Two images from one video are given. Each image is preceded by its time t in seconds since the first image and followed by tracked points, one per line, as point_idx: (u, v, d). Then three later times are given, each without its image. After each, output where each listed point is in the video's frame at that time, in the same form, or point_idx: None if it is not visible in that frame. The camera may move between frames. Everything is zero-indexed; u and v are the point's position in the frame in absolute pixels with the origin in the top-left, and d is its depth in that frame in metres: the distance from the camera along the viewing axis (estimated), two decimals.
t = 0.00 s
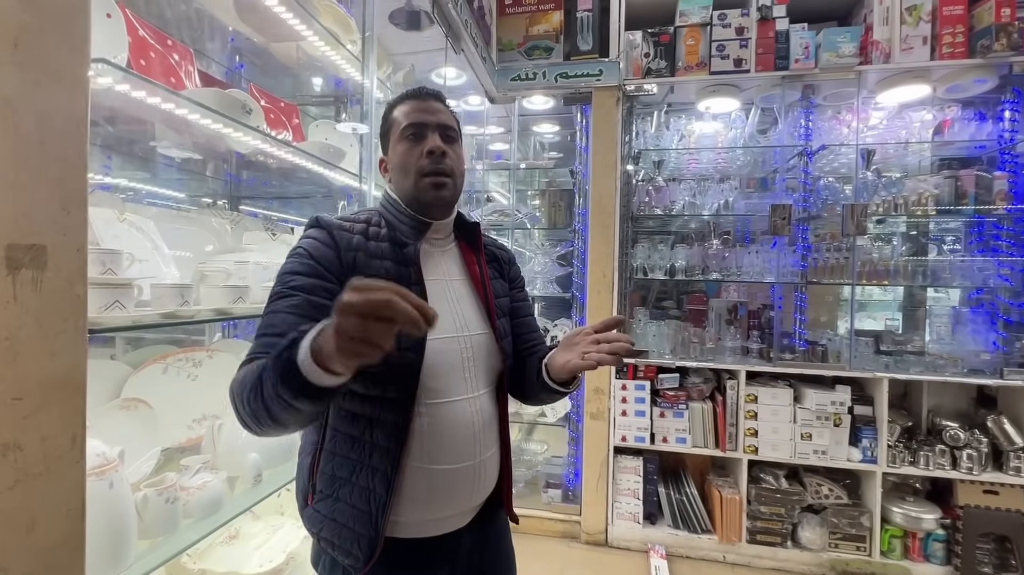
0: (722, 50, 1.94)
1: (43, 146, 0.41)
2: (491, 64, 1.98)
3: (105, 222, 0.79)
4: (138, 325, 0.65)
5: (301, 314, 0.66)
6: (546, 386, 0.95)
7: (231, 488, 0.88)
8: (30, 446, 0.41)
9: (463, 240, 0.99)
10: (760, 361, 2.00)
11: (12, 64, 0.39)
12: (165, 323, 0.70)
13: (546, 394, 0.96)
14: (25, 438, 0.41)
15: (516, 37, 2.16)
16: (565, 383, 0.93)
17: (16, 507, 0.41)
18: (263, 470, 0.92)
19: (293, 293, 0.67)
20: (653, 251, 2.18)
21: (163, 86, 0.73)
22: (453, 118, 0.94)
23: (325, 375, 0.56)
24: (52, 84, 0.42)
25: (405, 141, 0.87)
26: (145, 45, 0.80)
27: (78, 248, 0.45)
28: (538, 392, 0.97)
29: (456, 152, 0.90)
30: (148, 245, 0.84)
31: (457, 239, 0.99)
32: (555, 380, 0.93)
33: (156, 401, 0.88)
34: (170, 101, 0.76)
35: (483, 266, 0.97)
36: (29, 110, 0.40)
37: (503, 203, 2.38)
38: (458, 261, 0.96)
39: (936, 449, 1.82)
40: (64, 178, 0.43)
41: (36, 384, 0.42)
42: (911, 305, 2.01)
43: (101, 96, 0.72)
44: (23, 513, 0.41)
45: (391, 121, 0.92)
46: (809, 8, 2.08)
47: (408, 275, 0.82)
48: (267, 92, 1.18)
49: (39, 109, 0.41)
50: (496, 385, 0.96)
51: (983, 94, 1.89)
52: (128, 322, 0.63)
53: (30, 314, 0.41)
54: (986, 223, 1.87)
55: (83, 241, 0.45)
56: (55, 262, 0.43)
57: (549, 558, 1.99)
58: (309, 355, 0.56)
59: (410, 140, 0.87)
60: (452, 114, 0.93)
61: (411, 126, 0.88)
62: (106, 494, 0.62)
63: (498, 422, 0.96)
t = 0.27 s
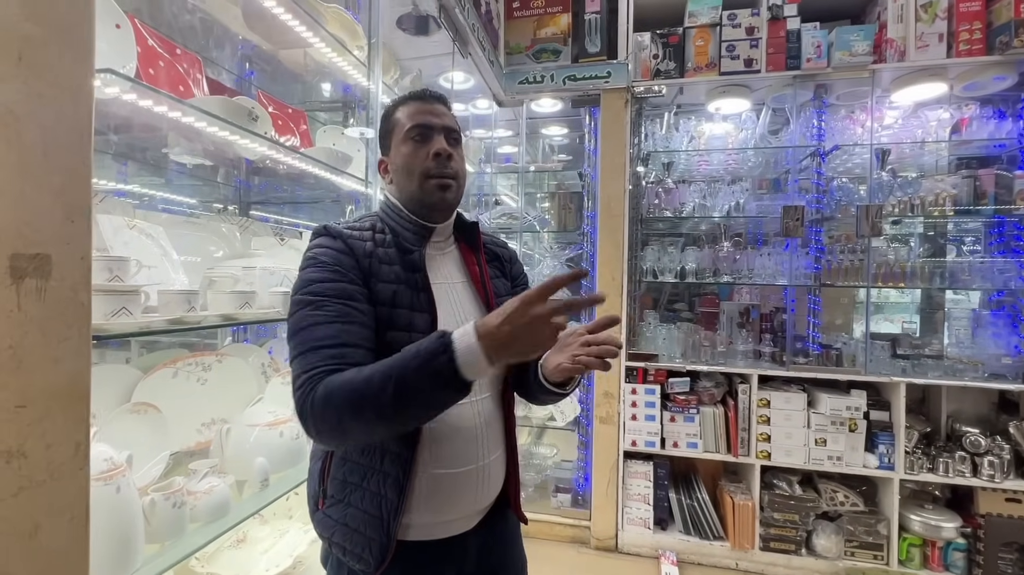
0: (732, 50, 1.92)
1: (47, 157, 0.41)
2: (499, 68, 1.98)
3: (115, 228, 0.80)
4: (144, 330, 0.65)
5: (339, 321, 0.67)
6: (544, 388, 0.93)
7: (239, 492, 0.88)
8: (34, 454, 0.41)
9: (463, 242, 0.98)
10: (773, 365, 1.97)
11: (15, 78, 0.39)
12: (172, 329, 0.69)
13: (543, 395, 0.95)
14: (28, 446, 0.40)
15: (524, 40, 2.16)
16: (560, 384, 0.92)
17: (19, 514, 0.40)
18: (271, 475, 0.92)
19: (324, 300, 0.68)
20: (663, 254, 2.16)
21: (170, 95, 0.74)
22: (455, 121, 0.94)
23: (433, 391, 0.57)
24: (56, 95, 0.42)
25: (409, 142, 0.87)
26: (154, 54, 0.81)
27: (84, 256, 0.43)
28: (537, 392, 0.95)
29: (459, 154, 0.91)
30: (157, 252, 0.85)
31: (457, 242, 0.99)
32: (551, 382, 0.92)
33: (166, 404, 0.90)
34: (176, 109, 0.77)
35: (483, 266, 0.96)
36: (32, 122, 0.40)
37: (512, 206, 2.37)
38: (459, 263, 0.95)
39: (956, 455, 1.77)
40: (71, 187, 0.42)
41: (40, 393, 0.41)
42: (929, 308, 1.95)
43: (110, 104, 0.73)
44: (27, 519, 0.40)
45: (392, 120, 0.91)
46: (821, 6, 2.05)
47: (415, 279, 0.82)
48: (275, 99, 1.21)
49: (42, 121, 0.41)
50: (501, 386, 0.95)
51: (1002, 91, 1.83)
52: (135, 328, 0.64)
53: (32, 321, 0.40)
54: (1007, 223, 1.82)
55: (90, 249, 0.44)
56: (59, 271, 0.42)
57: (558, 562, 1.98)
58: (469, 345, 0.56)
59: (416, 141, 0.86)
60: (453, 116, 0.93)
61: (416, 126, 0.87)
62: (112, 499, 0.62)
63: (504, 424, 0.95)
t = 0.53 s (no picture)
0: (737, 51, 1.91)
1: (50, 163, 0.41)
2: (502, 71, 1.99)
3: (121, 233, 0.81)
4: (149, 333, 0.66)
5: (364, 312, 0.67)
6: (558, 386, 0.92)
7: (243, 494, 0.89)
8: (36, 455, 0.40)
9: (479, 245, 0.99)
10: (780, 367, 1.95)
11: (18, 85, 0.39)
12: (176, 331, 0.70)
13: (557, 394, 0.94)
14: (31, 447, 0.40)
15: (528, 43, 2.16)
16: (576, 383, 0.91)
17: (22, 515, 0.40)
18: (275, 476, 0.92)
19: (349, 291, 0.69)
20: (668, 256, 2.15)
21: (174, 101, 0.75)
22: (478, 130, 0.93)
23: (462, 374, 0.56)
24: (59, 101, 0.41)
25: (428, 150, 0.88)
26: (159, 61, 0.83)
27: (86, 260, 0.44)
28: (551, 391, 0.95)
29: (476, 167, 0.90)
30: (162, 255, 0.86)
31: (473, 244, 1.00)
32: (568, 381, 0.92)
33: (170, 405, 0.91)
34: (180, 115, 0.78)
35: (499, 269, 0.97)
36: (35, 129, 0.40)
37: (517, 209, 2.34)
38: (477, 266, 0.96)
39: (967, 459, 1.74)
40: (73, 193, 0.42)
41: (42, 395, 0.41)
42: (939, 309, 1.92)
43: (116, 110, 0.74)
44: (29, 520, 0.40)
45: (416, 130, 0.92)
46: (827, 6, 2.04)
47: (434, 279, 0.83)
48: (279, 104, 1.23)
49: (45, 128, 0.40)
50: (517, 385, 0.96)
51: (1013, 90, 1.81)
52: (139, 330, 0.64)
53: (35, 324, 0.40)
54: (1019, 223, 1.80)
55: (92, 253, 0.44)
56: (62, 274, 0.42)
57: (563, 566, 1.97)
58: (496, 334, 0.56)
59: (433, 151, 0.87)
60: (478, 127, 0.93)
61: (435, 137, 0.88)
62: (116, 499, 0.63)
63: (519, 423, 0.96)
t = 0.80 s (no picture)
0: (737, 51, 1.91)
1: (48, 164, 0.41)
2: (503, 72, 2.00)
3: (122, 234, 0.81)
4: (148, 332, 0.67)
5: (391, 296, 0.70)
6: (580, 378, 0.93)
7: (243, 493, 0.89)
8: (34, 452, 0.41)
9: (507, 246, 1.00)
10: (783, 368, 1.95)
11: (18, 87, 0.39)
12: (176, 331, 0.71)
13: (582, 391, 0.94)
14: (30, 444, 0.41)
15: (529, 45, 2.18)
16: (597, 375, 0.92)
17: (21, 511, 0.40)
18: (274, 476, 0.93)
19: (385, 279, 0.73)
20: (670, 257, 2.15)
21: (174, 103, 0.76)
22: (501, 135, 0.94)
23: (482, 354, 0.57)
24: (56, 104, 0.42)
25: (450, 155, 0.91)
26: (160, 64, 0.84)
27: (83, 259, 0.44)
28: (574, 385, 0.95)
29: (496, 168, 0.90)
30: (163, 256, 0.86)
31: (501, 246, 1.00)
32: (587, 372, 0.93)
33: (170, 405, 0.91)
34: (179, 117, 0.79)
35: (525, 269, 0.97)
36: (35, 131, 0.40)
37: (519, 210, 2.37)
38: (503, 266, 0.96)
39: (972, 460, 1.73)
40: (68, 193, 0.43)
41: (41, 392, 0.41)
42: (944, 310, 1.92)
43: (116, 113, 0.74)
44: (27, 516, 0.41)
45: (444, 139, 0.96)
46: (828, 6, 2.04)
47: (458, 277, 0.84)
48: (281, 107, 1.24)
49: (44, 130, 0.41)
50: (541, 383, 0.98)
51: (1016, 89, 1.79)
52: (138, 329, 0.65)
53: (33, 323, 0.41)
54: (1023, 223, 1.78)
55: (88, 253, 0.45)
56: (60, 274, 0.42)
57: (565, 567, 1.96)
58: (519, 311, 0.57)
59: (452, 156, 0.90)
60: (501, 131, 0.94)
61: (455, 142, 0.91)
62: (115, 498, 0.63)
63: (542, 420, 0.97)
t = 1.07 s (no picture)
0: (739, 53, 1.91)
1: (58, 172, 0.42)
2: (505, 75, 2.01)
3: (128, 238, 0.82)
4: (154, 335, 0.68)
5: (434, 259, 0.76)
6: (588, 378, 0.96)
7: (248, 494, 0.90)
8: (43, 453, 0.42)
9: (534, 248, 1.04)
10: (786, 369, 1.94)
11: (27, 97, 0.40)
12: (182, 333, 0.73)
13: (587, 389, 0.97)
14: (38, 445, 0.41)
15: (531, 48, 2.19)
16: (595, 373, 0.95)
17: (30, 511, 0.41)
18: (279, 478, 0.94)
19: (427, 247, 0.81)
20: (672, 258, 2.15)
21: (179, 110, 0.77)
22: (528, 145, 1.02)
23: (527, 264, 0.53)
24: (66, 113, 0.43)
25: (479, 164, 1.01)
26: (166, 71, 0.85)
27: (92, 264, 0.45)
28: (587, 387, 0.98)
29: (518, 174, 0.98)
30: (169, 260, 0.88)
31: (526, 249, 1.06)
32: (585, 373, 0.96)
33: (176, 407, 0.92)
34: (185, 122, 0.80)
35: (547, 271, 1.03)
36: (46, 139, 0.41)
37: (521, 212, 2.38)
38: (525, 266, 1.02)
39: (978, 462, 1.72)
40: (78, 199, 0.44)
41: (49, 394, 0.42)
42: (949, 313, 1.91)
43: (124, 119, 0.76)
44: (36, 516, 0.41)
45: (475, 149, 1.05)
46: (830, 8, 2.04)
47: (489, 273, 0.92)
48: (285, 111, 1.26)
49: (53, 139, 0.42)
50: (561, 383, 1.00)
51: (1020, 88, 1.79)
52: (143, 332, 0.66)
53: (43, 326, 0.41)
54: None
55: (97, 257, 0.46)
56: (68, 277, 0.43)
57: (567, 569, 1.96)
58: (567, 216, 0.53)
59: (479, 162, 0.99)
60: (527, 141, 1.02)
61: (484, 150, 1.00)
62: (122, 498, 0.64)
63: (563, 419, 0.99)
